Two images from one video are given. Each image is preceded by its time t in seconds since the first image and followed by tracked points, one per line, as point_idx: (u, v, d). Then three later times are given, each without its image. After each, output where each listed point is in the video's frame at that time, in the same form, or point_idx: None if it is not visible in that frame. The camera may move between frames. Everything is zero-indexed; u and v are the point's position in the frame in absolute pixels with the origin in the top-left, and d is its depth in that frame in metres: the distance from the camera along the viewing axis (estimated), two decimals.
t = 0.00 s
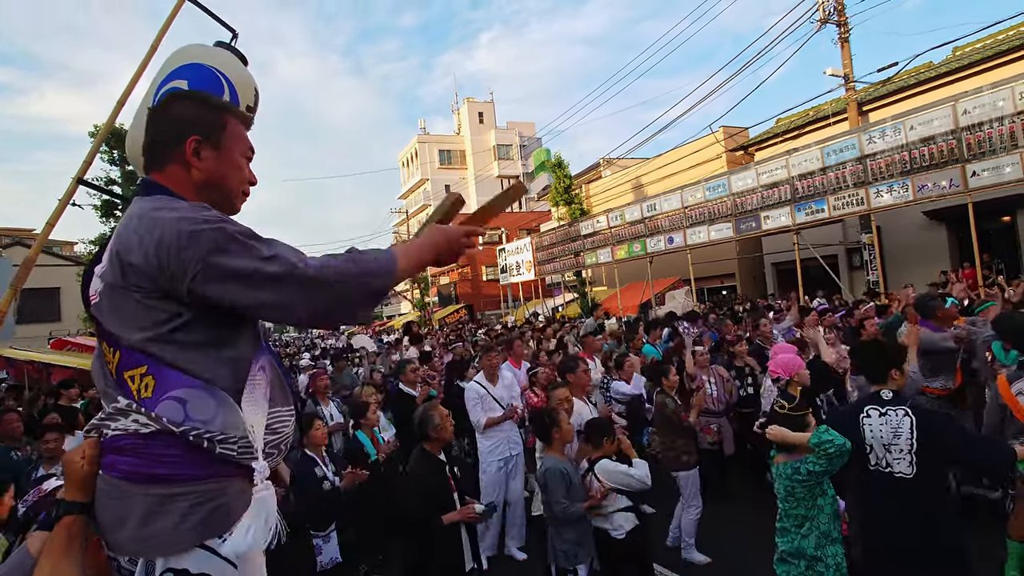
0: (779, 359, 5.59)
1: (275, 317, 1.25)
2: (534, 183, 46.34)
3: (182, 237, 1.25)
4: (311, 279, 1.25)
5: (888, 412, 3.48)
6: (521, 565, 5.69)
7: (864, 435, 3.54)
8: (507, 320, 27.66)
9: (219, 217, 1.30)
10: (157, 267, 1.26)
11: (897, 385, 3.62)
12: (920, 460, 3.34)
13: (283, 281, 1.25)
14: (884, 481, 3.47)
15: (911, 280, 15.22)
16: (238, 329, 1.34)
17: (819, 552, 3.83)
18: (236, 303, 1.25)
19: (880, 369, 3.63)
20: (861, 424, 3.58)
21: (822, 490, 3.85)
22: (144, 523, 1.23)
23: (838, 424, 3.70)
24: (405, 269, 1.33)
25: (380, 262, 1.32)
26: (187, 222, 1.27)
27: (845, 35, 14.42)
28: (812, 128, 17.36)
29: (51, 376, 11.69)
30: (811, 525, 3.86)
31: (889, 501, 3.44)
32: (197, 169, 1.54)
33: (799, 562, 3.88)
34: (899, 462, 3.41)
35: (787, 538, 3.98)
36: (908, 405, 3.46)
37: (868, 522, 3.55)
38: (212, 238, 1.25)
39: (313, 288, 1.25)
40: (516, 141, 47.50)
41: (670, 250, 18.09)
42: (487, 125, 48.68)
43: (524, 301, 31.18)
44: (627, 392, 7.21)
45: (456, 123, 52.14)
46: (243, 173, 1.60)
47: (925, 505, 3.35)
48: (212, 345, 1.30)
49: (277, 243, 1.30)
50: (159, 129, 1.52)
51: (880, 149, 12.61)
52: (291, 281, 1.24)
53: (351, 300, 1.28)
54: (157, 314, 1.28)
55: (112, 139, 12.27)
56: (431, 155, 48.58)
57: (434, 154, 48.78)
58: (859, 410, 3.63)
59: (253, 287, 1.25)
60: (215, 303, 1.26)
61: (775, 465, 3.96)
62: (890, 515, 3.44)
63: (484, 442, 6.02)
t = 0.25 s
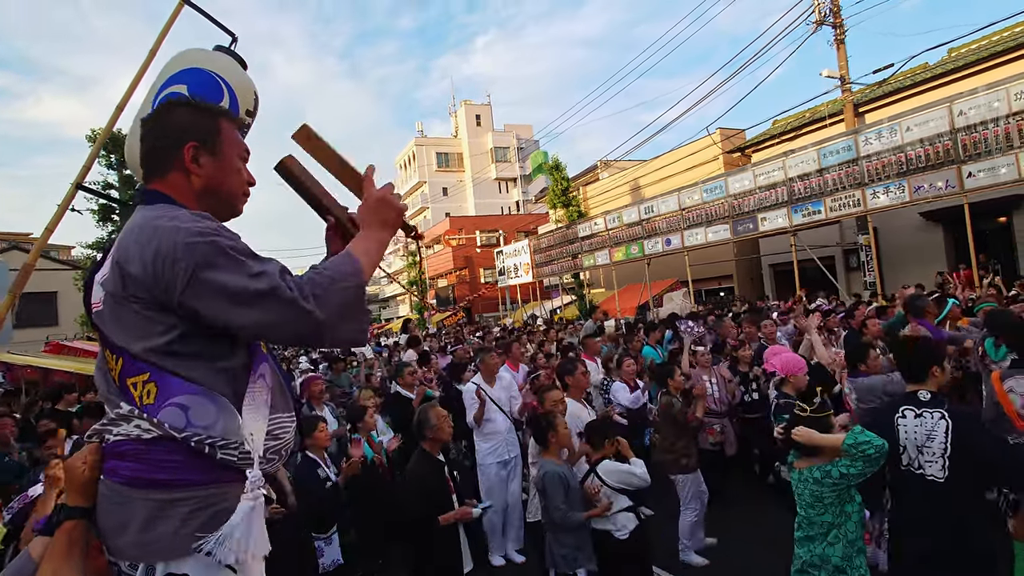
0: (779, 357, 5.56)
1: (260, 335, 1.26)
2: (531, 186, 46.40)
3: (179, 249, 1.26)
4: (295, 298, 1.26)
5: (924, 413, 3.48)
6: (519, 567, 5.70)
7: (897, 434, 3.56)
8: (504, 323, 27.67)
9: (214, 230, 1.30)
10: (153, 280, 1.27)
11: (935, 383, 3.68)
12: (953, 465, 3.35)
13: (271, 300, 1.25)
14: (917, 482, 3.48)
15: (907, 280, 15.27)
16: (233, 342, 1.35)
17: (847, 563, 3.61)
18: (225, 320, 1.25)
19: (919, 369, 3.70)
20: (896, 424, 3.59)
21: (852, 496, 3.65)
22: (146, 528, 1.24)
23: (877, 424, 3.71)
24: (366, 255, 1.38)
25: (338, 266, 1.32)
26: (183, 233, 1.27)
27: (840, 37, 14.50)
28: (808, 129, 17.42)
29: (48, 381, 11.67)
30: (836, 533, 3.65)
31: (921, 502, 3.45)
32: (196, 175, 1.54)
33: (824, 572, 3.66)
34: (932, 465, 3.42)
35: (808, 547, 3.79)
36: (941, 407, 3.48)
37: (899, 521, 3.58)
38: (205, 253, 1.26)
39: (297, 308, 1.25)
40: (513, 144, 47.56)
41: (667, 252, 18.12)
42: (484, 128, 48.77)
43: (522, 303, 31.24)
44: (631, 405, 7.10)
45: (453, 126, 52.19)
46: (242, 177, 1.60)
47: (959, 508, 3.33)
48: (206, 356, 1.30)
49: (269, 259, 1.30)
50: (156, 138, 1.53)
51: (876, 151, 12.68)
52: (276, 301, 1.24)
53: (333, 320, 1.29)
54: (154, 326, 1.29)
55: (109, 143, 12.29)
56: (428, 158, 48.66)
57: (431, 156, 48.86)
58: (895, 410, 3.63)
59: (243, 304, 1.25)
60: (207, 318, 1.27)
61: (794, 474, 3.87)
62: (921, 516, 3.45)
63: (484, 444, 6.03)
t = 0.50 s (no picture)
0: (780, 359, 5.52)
1: (261, 311, 1.24)
2: (530, 188, 46.43)
3: (164, 244, 1.26)
4: (292, 259, 1.26)
5: (943, 413, 3.51)
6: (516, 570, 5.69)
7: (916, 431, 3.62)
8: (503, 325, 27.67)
9: (203, 222, 1.31)
10: (142, 277, 1.27)
11: (961, 382, 3.60)
12: (969, 465, 3.38)
13: (269, 275, 1.25)
14: (936, 480, 3.53)
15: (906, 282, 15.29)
16: (226, 337, 1.35)
17: (861, 566, 3.64)
18: (222, 303, 1.25)
19: (944, 368, 3.60)
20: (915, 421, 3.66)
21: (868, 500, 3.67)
22: (139, 534, 1.25)
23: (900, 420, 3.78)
24: (394, 243, 1.36)
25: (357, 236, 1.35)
26: (170, 227, 1.28)
27: (837, 39, 14.55)
28: (806, 131, 17.45)
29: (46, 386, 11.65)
30: (853, 536, 3.66)
31: (941, 500, 3.50)
32: (171, 178, 1.55)
33: (839, 574, 3.69)
34: (949, 464, 3.46)
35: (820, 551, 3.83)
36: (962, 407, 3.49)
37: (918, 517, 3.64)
38: (195, 241, 1.26)
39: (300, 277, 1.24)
40: (512, 146, 47.59)
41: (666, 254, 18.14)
42: (483, 131, 48.82)
43: (521, 306, 31.24)
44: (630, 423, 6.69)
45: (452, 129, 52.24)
46: (217, 179, 1.61)
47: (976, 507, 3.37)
48: (202, 353, 1.31)
49: (262, 240, 1.31)
50: (132, 141, 1.54)
51: (873, 152, 12.71)
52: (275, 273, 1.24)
53: (340, 289, 1.28)
54: (144, 325, 1.29)
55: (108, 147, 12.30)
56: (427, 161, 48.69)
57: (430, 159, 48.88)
58: (915, 406, 3.70)
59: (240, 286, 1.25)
60: (202, 305, 1.26)
61: (807, 475, 3.88)
62: (941, 515, 3.50)
63: (484, 447, 6.01)
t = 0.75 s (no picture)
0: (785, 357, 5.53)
1: (257, 324, 1.25)
2: (531, 189, 46.45)
3: (164, 253, 1.27)
4: (289, 277, 1.27)
5: (954, 410, 3.68)
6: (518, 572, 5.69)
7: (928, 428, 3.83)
8: (505, 327, 27.67)
9: (202, 232, 1.32)
10: (141, 286, 1.28)
11: (975, 381, 3.72)
12: (979, 461, 3.60)
13: (265, 287, 1.26)
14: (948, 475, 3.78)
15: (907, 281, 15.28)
16: (224, 346, 1.37)
17: (884, 565, 3.63)
18: (218, 314, 1.26)
19: (957, 367, 3.72)
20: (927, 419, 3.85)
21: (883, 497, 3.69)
22: (138, 539, 1.25)
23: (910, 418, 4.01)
24: (390, 260, 1.35)
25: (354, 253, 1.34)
26: (170, 235, 1.29)
27: (836, 39, 14.56)
28: (806, 131, 17.45)
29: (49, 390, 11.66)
30: (870, 535, 3.66)
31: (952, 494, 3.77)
32: (173, 185, 1.56)
33: None
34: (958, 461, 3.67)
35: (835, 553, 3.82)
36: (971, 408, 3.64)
37: (928, 502, 4.20)
38: (194, 250, 1.27)
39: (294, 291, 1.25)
40: (512, 148, 47.63)
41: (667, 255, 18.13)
42: (483, 132, 48.87)
43: (522, 307, 31.24)
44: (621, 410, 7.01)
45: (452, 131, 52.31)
46: (220, 187, 1.63)
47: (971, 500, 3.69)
48: (201, 361, 1.32)
49: (261, 251, 1.31)
50: (135, 147, 1.56)
51: (873, 152, 12.71)
52: (271, 284, 1.25)
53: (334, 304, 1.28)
54: (141, 333, 1.30)
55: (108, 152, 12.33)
56: (427, 163, 48.75)
57: (430, 161, 48.94)
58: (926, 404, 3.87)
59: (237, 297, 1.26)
60: (200, 315, 1.27)
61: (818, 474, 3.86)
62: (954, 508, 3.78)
63: (487, 449, 6.00)
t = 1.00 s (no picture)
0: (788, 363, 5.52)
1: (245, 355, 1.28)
2: (532, 190, 46.47)
3: (170, 269, 1.30)
4: (279, 317, 1.29)
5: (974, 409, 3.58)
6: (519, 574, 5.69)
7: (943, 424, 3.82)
8: (507, 328, 27.70)
9: (207, 250, 1.34)
10: (146, 298, 1.31)
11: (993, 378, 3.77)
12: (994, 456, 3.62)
13: (258, 319, 1.28)
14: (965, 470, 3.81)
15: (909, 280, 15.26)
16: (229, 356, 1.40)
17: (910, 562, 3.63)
18: (212, 339, 1.29)
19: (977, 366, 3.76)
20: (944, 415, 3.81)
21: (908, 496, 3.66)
22: (145, 540, 1.27)
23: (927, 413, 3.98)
24: (357, 277, 1.41)
25: (333, 282, 1.36)
26: (175, 252, 1.31)
27: (837, 38, 14.56)
28: (807, 130, 17.44)
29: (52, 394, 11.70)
30: (898, 534, 3.65)
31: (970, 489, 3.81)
32: (188, 192, 1.58)
33: None
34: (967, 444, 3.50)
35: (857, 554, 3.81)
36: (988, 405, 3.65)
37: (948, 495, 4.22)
38: (194, 273, 1.29)
39: (282, 329, 1.27)
40: (513, 149, 47.66)
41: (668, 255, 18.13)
42: (484, 134, 48.92)
43: (524, 308, 31.24)
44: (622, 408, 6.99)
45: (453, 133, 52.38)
46: (231, 194, 1.63)
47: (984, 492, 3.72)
48: (204, 371, 1.35)
49: (257, 281, 1.33)
50: (147, 155, 1.58)
51: (874, 151, 12.70)
52: (262, 320, 1.27)
53: (319, 341, 1.31)
54: (146, 343, 1.33)
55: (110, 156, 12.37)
56: (429, 164, 48.83)
57: (432, 163, 49.01)
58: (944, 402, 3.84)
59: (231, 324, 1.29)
60: (198, 336, 1.30)
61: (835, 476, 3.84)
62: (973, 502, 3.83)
63: (489, 451, 6.01)
